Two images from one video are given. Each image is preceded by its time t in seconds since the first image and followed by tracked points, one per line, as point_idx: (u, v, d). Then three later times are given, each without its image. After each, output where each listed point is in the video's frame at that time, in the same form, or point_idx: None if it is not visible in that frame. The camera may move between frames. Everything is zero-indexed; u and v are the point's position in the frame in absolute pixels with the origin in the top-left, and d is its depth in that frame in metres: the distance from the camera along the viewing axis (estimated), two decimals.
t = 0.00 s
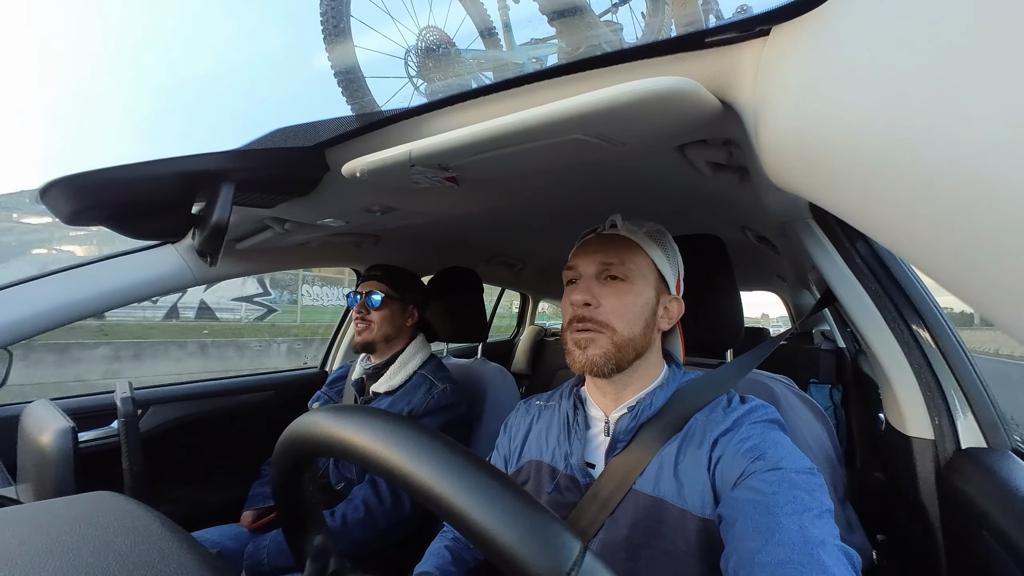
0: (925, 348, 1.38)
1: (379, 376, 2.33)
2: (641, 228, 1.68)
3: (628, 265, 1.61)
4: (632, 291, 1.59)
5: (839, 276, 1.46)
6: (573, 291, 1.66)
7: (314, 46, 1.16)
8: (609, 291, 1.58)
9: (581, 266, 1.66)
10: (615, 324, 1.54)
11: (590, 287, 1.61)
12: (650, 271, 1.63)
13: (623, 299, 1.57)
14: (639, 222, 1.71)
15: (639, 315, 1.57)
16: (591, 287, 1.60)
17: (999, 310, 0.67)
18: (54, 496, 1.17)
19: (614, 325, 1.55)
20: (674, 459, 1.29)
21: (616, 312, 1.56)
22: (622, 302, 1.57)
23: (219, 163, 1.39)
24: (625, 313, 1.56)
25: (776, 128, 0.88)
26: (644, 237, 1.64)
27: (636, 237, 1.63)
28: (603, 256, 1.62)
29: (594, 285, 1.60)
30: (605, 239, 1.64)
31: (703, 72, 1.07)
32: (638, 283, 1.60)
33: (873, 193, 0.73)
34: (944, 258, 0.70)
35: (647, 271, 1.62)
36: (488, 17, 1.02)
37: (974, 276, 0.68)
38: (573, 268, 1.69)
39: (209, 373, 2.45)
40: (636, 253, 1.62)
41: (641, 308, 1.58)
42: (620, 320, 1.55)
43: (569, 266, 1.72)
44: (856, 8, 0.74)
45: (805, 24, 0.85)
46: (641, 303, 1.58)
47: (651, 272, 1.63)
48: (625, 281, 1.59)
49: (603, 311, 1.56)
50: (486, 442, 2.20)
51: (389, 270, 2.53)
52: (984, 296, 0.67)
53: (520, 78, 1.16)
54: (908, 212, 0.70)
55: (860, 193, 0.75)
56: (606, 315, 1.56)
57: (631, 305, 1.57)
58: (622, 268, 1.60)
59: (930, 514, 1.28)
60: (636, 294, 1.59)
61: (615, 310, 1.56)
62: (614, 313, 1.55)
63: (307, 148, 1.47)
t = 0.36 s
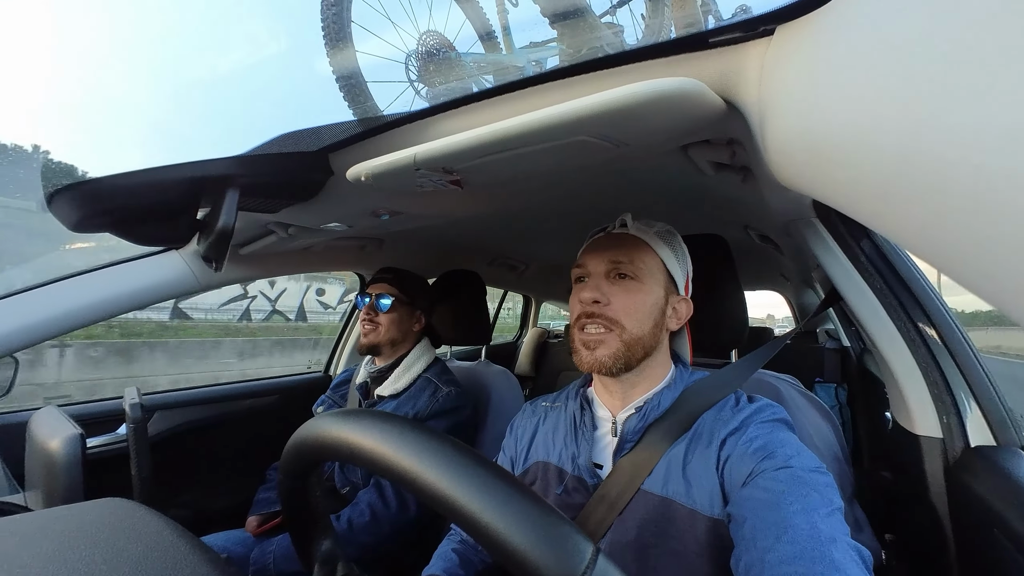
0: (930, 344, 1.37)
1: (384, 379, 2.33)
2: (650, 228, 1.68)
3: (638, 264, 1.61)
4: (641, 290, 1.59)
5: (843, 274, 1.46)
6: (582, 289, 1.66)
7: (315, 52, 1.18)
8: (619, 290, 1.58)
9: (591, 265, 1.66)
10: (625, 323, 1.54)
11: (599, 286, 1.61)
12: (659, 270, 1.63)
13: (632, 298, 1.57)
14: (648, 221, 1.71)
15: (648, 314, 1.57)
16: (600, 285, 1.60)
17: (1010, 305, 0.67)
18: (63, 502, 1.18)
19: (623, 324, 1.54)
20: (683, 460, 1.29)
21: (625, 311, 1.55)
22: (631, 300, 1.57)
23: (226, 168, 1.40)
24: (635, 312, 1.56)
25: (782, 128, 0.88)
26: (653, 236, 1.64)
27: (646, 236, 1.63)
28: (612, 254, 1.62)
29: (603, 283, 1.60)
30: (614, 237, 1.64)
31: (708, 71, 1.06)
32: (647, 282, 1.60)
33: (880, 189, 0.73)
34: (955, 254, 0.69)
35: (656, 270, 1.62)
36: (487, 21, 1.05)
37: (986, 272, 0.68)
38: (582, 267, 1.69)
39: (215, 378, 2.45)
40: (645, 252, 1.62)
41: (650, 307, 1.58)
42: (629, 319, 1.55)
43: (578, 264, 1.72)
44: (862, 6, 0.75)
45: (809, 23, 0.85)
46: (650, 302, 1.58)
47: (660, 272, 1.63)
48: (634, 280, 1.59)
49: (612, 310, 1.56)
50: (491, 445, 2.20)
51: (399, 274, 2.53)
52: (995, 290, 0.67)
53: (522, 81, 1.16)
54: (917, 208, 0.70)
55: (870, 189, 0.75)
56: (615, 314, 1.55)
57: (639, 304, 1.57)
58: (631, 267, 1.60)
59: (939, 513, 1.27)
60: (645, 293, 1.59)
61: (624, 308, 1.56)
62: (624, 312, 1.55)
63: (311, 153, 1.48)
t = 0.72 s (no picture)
0: (938, 344, 1.35)
1: (387, 383, 2.32)
2: (650, 229, 1.68)
3: (643, 267, 1.60)
4: (646, 293, 1.58)
5: (850, 275, 1.45)
6: (586, 293, 1.64)
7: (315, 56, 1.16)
8: (625, 294, 1.57)
9: (594, 269, 1.65)
10: (633, 327, 1.53)
11: (605, 290, 1.59)
12: (663, 273, 1.63)
13: (639, 301, 1.56)
14: (647, 223, 1.71)
15: (654, 317, 1.56)
16: (607, 290, 1.59)
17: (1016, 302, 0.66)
18: (66, 507, 1.18)
19: (631, 328, 1.53)
20: (686, 464, 1.28)
21: (633, 315, 1.54)
22: (638, 304, 1.56)
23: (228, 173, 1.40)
24: (642, 316, 1.55)
25: (783, 126, 0.87)
26: (656, 238, 1.64)
27: (648, 239, 1.62)
28: (617, 258, 1.61)
29: (609, 288, 1.59)
30: (617, 240, 1.63)
31: (710, 70, 1.06)
32: (652, 285, 1.59)
33: (887, 185, 0.73)
34: (966, 249, 0.69)
35: (660, 273, 1.62)
36: (490, 23, 1.04)
37: (993, 267, 0.67)
38: (585, 271, 1.67)
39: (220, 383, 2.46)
40: (648, 255, 1.61)
41: (656, 310, 1.57)
42: (636, 323, 1.54)
43: (580, 268, 1.70)
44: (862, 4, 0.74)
45: (811, 21, 0.85)
46: (655, 306, 1.58)
47: (663, 274, 1.63)
48: (640, 283, 1.58)
49: (621, 314, 1.54)
50: (495, 448, 2.19)
51: (400, 277, 2.52)
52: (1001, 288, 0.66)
53: (524, 83, 1.16)
54: (924, 204, 0.70)
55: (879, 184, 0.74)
56: (624, 318, 1.54)
57: (646, 308, 1.56)
58: (636, 270, 1.59)
59: (950, 516, 1.25)
60: (650, 296, 1.58)
61: (632, 312, 1.54)
62: (631, 316, 1.54)
63: (313, 156, 1.48)
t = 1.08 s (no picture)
0: (948, 342, 1.34)
1: (394, 381, 2.34)
2: (657, 228, 1.67)
3: (655, 265, 1.60)
4: (657, 292, 1.58)
5: (858, 272, 1.44)
6: (598, 291, 1.63)
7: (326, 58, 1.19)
8: (638, 293, 1.56)
9: (606, 266, 1.63)
10: (646, 326, 1.52)
11: (619, 288, 1.57)
12: (672, 271, 1.63)
13: (651, 300, 1.56)
14: (654, 221, 1.71)
15: (666, 316, 1.56)
16: (620, 287, 1.57)
17: None
18: (78, 503, 1.19)
19: (645, 327, 1.52)
20: (692, 459, 1.28)
21: (646, 314, 1.54)
22: (650, 303, 1.55)
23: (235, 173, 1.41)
24: (654, 314, 1.54)
25: (792, 123, 0.86)
26: (665, 237, 1.64)
27: (657, 237, 1.62)
28: (629, 256, 1.60)
29: (622, 286, 1.58)
30: (627, 239, 1.62)
31: (716, 67, 1.05)
32: (663, 284, 1.59)
33: (893, 179, 0.72)
34: (976, 244, 0.68)
35: (670, 272, 1.62)
36: (495, 21, 1.05)
37: (1004, 262, 0.66)
38: (596, 268, 1.66)
39: (229, 380, 2.49)
40: (659, 254, 1.61)
41: (667, 309, 1.57)
42: (649, 322, 1.53)
43: (589, 266, 1.69)
44: None
45: (819, 16, 0.83)
46: (666, 305, 1.58)
47: (673, 273, 1.63)
48: (651, 282, 1.58)
49: (634, 313, 1.53)
50: (502, 445, 2.20)
51: (409, 275, 2.55)
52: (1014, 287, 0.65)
53: (529, 82, 1.16)
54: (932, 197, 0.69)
55: (886, 179, 0.73)
56: (638, 317, 1.53)
57: (658, 307, 1.56)
58: (648, 268, 1.59)
59: (960, 515, 1.24)
60: (661, 295, 1.58)
61: (645, 311, 1.54)
62: (645, 315, 1.53)
63: (319, 156, 1.49)
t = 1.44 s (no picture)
0: (955, 340, 1.33)
1: (399, 379, 2.35)
2: (661, 227, 1.67)
3: (659, 264, 1.60)
4: (662, 291, 1.58)
5: (863, 268, 1.44)
6: (602, 289, 1.62)
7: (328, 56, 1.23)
8: (643, 291, 1.56)
9: (610, 265, 1.63)
10: (650, 324, 1.52)
11: (623, 287, 1.58)
12: (676, 271, 1.63)
13: (656, 299, 1.56)
14: (658, 219, 1.70)
15: (670, 316, 1.57)
16: (624, 286, 1.57)
17: None
18: (88, 502, 1.21)
19: (649, 325, 1.52)
20: (697, 458, 1.28)
21: (650, 313, 1.54)
22: (655, 302, 1.55)
23: (239, 174, 1.43)
24: (659, 313, 1.54)
25: (794, 122, 0.85)
26: (669, 236, 1.64)
27: (662, 236, 1.62)
28: (634, 254, 1.60)
29: (626, 284, 1.58)
30: (632, 237, 1.62)
31: (718, 65, 1.04)
32: (667, 283, 1.59)
33: (894, 177, 0.72)
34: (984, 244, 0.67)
35: (675, 271, 1.62)
36: (497, 20, 1.06)
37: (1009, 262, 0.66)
38: (601, 267, 1.65)
39: (236, 379, 2.51)
40: (663, 253, 1.61)
41: (671, 308, 1.57)
42: (653, 321, 1.53)
43: (593, 265, 1.69)
44: None
45: (822, 14, 0.83)
46: (671, 304, 1.58)
47: (677, 272, 1.63)
48: (656, 280, 1.58)
49: (638, 312, 1.53)
50: (506, 443, 2.21)
51: (417, 277, 2.55)
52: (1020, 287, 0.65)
53: (530, 82, 1.16)
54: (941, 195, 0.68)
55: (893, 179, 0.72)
56: (642, 316, 1.53)
57: (662, 306, 1.56)
58: (653, 268, 1.59)
59: (968, 515, 1.23)
60: (666, 294, 1.58)
61: (649, 310, 1.54)
62: (649, 314, 1.53)
63: (322, 157, 1.50)
